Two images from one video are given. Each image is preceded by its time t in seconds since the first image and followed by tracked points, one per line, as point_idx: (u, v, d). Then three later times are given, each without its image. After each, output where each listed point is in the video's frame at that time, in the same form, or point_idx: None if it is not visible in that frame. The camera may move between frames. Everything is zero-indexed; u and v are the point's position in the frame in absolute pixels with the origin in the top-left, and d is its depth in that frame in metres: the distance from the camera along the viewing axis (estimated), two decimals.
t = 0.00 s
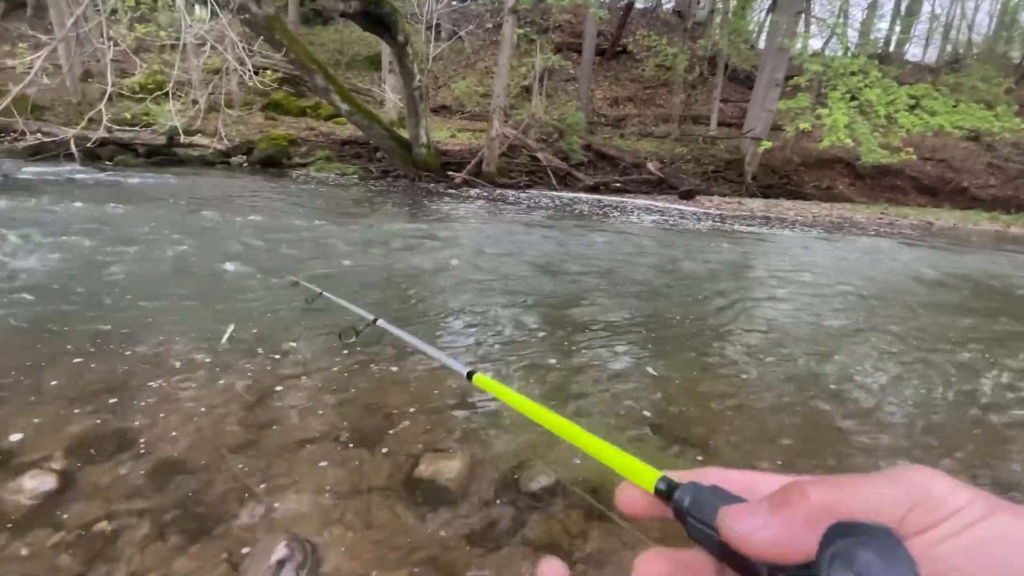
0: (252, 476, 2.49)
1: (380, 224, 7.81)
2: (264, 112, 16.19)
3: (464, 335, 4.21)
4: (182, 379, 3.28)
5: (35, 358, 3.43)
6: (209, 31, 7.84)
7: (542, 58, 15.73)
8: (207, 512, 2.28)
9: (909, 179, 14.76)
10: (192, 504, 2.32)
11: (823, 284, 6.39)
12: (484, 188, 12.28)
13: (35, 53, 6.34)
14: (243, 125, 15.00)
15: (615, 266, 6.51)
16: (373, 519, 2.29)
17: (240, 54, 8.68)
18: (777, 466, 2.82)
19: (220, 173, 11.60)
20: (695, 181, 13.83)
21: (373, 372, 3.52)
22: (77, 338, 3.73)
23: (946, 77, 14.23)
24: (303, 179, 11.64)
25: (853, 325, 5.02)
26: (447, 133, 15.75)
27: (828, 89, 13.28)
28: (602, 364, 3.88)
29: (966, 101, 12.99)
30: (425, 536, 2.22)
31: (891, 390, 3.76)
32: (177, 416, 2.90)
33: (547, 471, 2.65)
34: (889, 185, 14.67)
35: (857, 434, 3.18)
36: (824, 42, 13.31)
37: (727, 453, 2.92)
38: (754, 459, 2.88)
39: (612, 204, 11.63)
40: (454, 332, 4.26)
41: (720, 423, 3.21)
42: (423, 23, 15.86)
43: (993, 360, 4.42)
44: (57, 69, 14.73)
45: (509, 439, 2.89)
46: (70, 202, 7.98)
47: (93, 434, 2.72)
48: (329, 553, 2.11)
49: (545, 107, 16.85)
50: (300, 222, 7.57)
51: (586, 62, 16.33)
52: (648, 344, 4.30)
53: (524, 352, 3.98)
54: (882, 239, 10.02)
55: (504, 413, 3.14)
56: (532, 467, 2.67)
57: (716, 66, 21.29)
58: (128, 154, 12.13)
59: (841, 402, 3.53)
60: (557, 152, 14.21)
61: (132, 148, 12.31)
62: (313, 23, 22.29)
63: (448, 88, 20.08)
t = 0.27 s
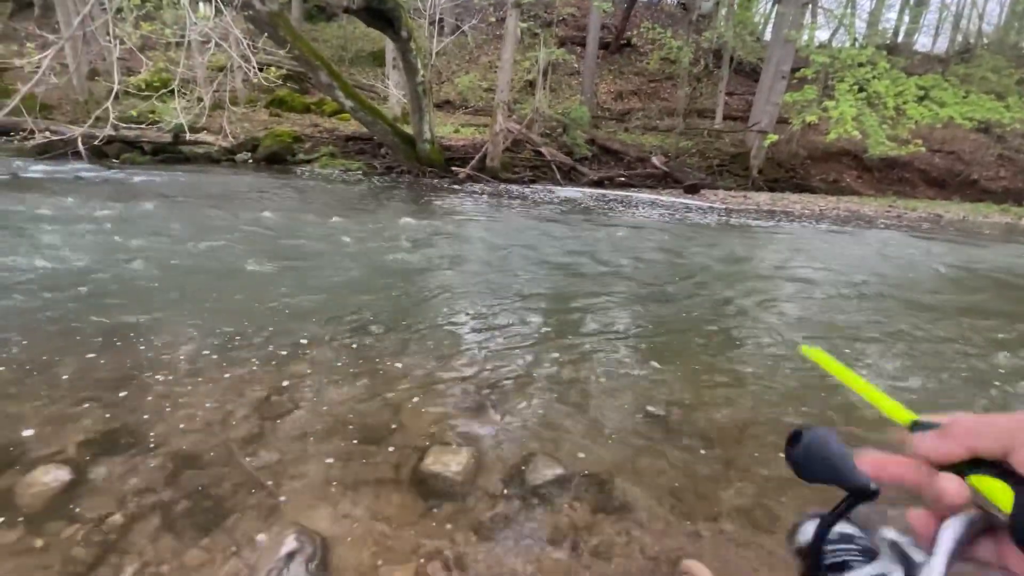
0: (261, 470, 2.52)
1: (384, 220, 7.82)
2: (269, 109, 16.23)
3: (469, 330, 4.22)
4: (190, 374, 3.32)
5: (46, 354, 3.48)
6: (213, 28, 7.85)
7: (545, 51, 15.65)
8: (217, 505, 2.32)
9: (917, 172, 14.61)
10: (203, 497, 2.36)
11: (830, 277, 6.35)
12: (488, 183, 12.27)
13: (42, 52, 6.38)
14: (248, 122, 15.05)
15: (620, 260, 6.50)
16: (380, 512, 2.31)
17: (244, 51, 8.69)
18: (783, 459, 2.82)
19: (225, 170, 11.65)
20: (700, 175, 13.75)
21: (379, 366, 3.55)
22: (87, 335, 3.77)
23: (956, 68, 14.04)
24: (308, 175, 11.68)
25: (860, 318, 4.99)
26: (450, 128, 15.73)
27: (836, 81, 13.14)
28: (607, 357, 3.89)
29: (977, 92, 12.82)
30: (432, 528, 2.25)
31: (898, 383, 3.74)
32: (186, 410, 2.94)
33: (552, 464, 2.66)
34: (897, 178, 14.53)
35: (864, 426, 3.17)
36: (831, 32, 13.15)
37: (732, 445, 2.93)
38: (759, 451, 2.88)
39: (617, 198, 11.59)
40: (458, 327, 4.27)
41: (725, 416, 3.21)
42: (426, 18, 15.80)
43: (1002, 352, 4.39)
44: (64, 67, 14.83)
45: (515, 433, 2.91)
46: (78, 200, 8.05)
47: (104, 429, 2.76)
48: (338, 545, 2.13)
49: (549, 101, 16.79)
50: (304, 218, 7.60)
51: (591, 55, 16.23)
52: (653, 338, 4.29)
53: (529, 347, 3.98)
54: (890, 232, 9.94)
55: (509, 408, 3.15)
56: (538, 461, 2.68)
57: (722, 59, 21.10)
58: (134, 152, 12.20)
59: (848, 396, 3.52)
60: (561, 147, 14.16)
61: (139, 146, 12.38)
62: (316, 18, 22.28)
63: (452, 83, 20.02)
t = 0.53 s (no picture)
0: (267, 480, 2.52)
1: (386, 228, 7.83)
2: (270, 118, 16.33)
3: (472, 337, 4.23)
4: (194, 382, 3.33)
5: (50, 365, 3.48)
6: (216, 38, 7.92)
7: (545, 59, 15.76)
8: (223, 515, 2.31)
9: (917, 175, 14.64)
10: (208, 507, 2.35)
11: (832, 281, 6.35)
12: (488, 190, 12.31)
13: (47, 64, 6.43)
14: (250, 131, 15.14)
15: (622, 266, 6.50)
16: (387, 520, 2.31)
17: (247, 61, 8.75)
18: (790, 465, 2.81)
19: (227, 179, 11.71)
20: (700, 180, 13.79)
21: (383, 374, 3.55)
22: (92, 345, 3.78)
23: (955, 71, 14.10)
24: (310, 183, 11.74)
25: (864, 322, 4.98)
26: (451, 136, 15.81)
27: (835, 85, 13.19)
28: (610, 363, 3.89)
29: (976, 95, 12.86)
30: (439, 537, 2.24)
31: (903, 387, 3.73)
32: (191, 420, 2.95)
33: (558, 471, 2.66)
34: (897, 181, 14.55)
35: (870, 431, 3.17)
36: (829, 37, 13.23)
37: (738, 451, 2.92)
38: (765, 457, 2.87)
39: (618, 204, 11.62)
40: (461, 334, 4.27)
41: (730, 421, 3.21)
42: (426, 27, 15.93)
43: (1007, 355, 4.38)
44: (67, 79, 14.96)
45: (520, 441, 2.90)
46: (82, 210, 8.09)
47: (109, 439, 2.76)
48: (345, 554, 2.13)
49: (548, 108, 16.88)
50: (306, 227, 7.63)
51: (590, 62, 16.34)
52: (656, 344, 4.28)
53: (532, 354, 3.97)
54: (891, 235, 9.94)
55: (514, 415, 3.15)
56: (543, 468, 2.68)
57: (720, 64, 21.23)
58: (137, 162, 12.27)
59: (854, 401, 3.50)
60: (561, 153, 14.22)
61: (141, 155, 12.46)
62: (316, 28, 22.46)
63: (452, 91, 20.15)
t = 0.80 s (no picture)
0: (249, 491, 2.48)
1: (373, 233, 7.79)
2: (256, 123, 16.20)
3: (459, 343, 4.22)
4: (176, 392, 3.28)
5: (26, 375, 3.41)
6: (199, 43, 7.84)
7: (533, 65, 15.85)
8: (204, 527, 2.27)
9: (898, 180, 14.94)
10: (188, 520, 2.31)
11: (816, 285, 6.45)
12: (476, 195, 12.32)
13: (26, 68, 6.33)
14: (235, 135, 15.00)
15: (610, 271, 6.53)
16: (371, 531, 2.29)
17: (231, 65, 8.68)
18: (773, 469, 2.84)
19: (212, 184, 11.58)
20: (686, 186, 13.95)
21: (369, 381, 3.53)
22: (69, 354, 3.71)
23: (933, 78, 14.43)
24: (296, 188, 11.65)
25: (847, 326, 5.06)
26: (439, 141, 15.82)
27: (817, 93, 13.44)
28: (596, 368, 3.90)
29: (954, 101, 13.17)
30: (424, 547, 2.22)
31: (884, 389, 3.80)
32: (171, 430, 2.90)
33: (544, 479, 2.66)
34: (878, 186, 14.84)
35: (852, 434, 3.22)
36: (811, 46, 13.49)
37: (723, 456, 2.94)
38: (749, 461, 2.90)
39: (605, 209, 11.70)
40: (448, 341, 4.25)
41: (715, 426, 3.23)
42: (414, 32, 15.95)
43: (985, 357, 4.47)
44: (47, 83, 14.71)
45: (506, 448, 2.89)
46: (60, 216, 7.93)
47: (86, 450, 2.71)
48: (328, 566, 2.10)
49: (536, 114, 16.97)
50: (292, 232, 7.56)
51: (577, 68, 16.47)
52: (643, 349, 4.30)
53: (519, 360, 3.97)
54: (873, 240, 10.12)
55: (500, 423, 3.14)
56: (529, 475, 2.68)
57: (705, 71, 21.54)
58: (119, 167, 12.08)
59: (837, 405, 3.55)
60: (549, 159, 14.29)
61: (123, 160, 12.27)
62: (303, 33, 22.37)
63: (440, 96, 20.17)
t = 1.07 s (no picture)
0: (235, 494, 2.47)
1: (365, 234, 7.77)
2: (248, 122, 16.11)
3: (450, 344, 4.21)
4: (163, 393, 3.26)
5: (13, 375, 3.38)
6: (190, 41, 7.79)
7: (526, 66, 15.87)
8: (190, 530, 2.26)
9: (889, 182, 15.07)
10: (175, 523, 2.29)
11: (806, 287, 6.49)
12: (470, 196, 12.31)
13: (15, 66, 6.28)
14: (227, 135, 14.92)
15: (602, 273, 6.55)
16: (359, 534, 2.28)
17: (222, 64, 8.62)
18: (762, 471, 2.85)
19: (203, 184, 11.51)
20: (679, 187, 14.01)
21: (358, 383, 3.52)
22: (56, 355, 3.67)
23: (925, 81, 14.55)
24: (288, 188, 11.59)
25: (838, 328, 5.10)
26: (432, 141, 15.80)
27: (809, 95, 13.54)
28: (587, 370, 3.91)
29: (946, 104, 13.28)
30: (411, 550, 2.22)
31: (872, 390, 3.83)
32: (159, 432, 2.88)
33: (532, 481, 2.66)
34: (869, 189, 14.96)
35: (840, 434, 3.24)
36: (802, 49, 13.58)
37: (711, 457, 2.96)
38: (737, 462, 2.92)
39: (598, 210, 11.72)
40: (439, 341, 4.26)
41: (704, 427, 3.25)
42: (407, 33, 15.92)
43: (973, 358, 4.51)
44: (37, 82, 14.58)
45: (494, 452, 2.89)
46: (49, 215, 7.86)
47: (72, 452, 2.68)
48: (314, 570, 2.09)
49: (530, 115, 17.00)
50: (283, 232, 7.53)
51: (571, 70, 16.49)
52: (634, 351, 4.31)
53: (509, 362, 3.97)
54: (864, 242, 10.20)
55: (490, 424, 3.14)
56: (518, 478, 2.68)
57: (698, 74, 21.65)
58: (109, 166, 11.98)
59: (824, 405, 3.58)
60: (542, 160, 14.31)
61: (114, 159, 12.18)
62: (296, 32, 22.28)
63: (433, 97, 20.15)
